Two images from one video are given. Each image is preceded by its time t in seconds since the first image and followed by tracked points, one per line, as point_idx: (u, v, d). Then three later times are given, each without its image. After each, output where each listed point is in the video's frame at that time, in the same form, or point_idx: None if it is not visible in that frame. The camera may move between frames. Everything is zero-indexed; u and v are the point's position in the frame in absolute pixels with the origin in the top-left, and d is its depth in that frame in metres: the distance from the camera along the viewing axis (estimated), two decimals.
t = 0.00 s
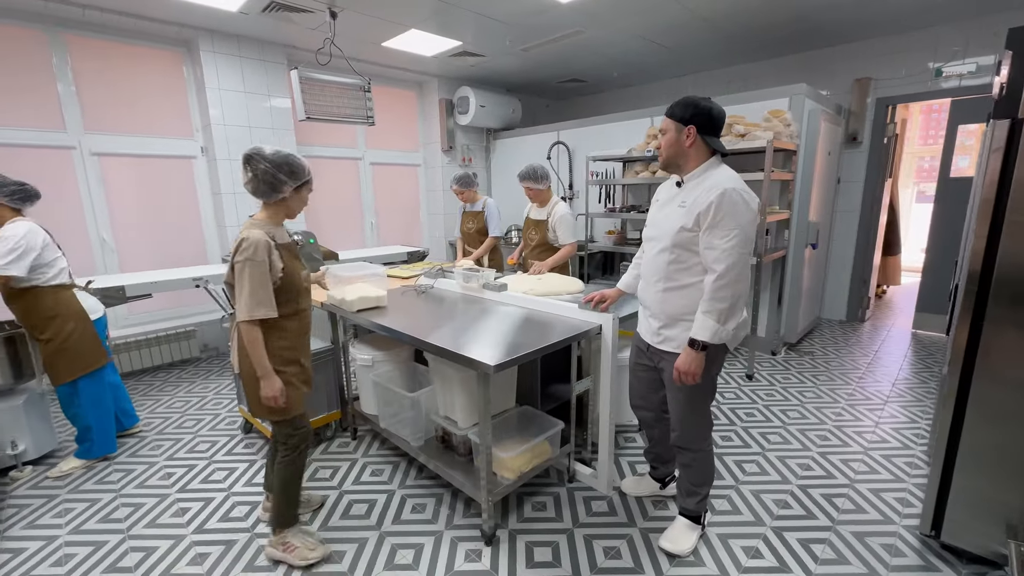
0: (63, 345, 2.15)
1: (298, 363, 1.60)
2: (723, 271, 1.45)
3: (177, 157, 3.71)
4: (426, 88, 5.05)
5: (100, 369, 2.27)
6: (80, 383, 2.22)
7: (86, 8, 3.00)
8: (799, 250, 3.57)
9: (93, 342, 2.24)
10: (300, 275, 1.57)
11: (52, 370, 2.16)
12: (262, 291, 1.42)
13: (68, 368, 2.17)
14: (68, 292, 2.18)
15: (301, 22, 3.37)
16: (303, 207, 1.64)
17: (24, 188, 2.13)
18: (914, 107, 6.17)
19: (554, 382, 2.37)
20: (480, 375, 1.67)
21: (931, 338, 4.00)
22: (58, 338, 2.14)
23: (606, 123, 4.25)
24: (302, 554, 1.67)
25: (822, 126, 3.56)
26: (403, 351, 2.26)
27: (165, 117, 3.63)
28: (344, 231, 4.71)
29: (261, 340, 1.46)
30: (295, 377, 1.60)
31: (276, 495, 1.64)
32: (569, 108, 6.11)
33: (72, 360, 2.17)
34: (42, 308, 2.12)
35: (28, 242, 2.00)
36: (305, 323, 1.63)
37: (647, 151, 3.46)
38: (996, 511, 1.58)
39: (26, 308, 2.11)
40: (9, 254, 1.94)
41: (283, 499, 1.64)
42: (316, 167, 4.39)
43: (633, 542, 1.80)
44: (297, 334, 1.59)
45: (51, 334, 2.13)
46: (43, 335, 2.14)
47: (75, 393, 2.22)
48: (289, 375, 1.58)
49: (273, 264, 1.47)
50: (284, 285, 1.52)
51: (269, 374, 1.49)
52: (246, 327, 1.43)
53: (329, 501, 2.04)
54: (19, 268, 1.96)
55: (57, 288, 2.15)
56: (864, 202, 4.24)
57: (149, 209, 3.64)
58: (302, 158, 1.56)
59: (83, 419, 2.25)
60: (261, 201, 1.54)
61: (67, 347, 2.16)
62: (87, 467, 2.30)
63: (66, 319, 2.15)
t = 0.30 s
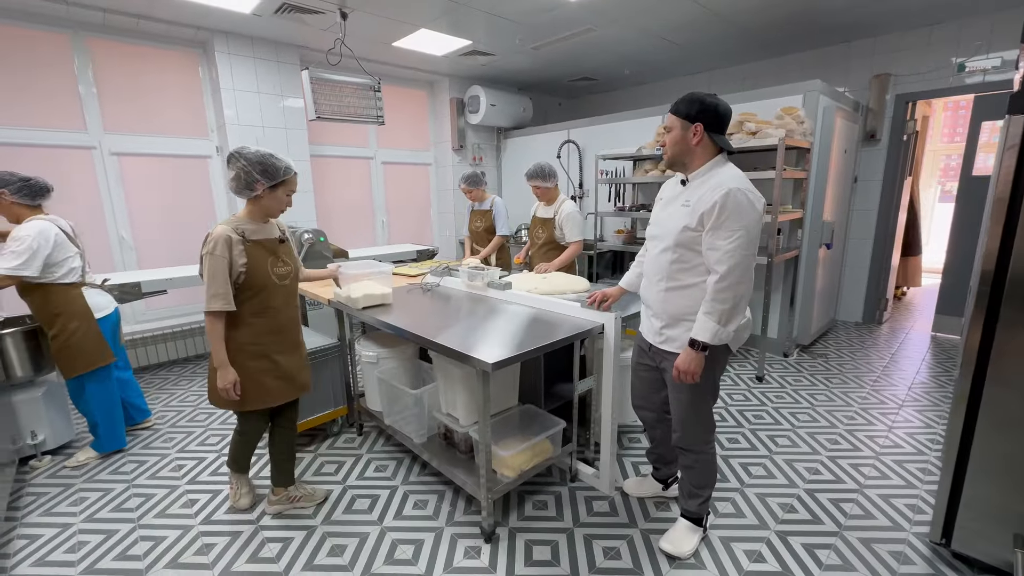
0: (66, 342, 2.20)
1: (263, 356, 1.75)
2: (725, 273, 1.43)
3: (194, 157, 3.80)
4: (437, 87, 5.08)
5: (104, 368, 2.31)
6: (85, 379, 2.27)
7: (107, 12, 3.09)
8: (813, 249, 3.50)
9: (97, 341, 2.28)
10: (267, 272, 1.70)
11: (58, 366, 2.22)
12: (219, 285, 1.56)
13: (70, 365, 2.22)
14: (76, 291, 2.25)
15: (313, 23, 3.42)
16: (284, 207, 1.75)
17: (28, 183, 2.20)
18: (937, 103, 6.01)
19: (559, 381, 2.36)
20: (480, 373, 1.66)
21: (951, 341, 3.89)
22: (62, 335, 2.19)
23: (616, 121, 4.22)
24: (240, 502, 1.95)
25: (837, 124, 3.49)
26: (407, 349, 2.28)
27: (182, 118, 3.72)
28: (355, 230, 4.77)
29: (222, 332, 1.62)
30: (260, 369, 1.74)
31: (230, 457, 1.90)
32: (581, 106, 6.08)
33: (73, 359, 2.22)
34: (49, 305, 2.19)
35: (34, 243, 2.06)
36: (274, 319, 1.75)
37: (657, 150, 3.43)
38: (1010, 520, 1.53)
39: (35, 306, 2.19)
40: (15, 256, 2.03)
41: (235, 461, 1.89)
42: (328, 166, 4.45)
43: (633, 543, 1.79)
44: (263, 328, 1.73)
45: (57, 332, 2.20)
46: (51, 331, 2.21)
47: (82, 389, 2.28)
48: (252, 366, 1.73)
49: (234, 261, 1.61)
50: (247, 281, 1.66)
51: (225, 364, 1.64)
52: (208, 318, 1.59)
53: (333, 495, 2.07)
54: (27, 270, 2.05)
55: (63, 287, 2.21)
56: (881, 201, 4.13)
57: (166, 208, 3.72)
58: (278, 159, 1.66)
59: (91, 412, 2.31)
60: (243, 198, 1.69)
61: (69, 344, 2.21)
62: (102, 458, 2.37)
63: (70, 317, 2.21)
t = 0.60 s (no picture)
0: (78, 335, 2.22)
1: (234, 351, 1.78)
2: (744, 272, 1.40)
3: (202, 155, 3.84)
4: (444, 85, 5.08)
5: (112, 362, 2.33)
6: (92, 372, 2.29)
7: (116, 11, 3.12)
8: (822, 247, 3.45)
9: (108, 334, 2.29)
10: (235, 269, 1.71)
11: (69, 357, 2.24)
12: (184, 280, 1.61)
13: (80, 357, 2.23)
14: (91, 284, 2.27)
15: (319, 21, 3.43)
16: (256, 205, 1.74)
17: (46, 178, 2.22)
18: (952, 99, 5.90)
19: (562, 378, 2.35)
20: (482, 368, 1.65)
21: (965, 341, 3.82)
22: (73, 328, 2.21)
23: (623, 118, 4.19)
24: (244, 493, 1.99)
25: (848, 119, 3.43)
26: (411, 344, 2.28)
27: (190, 116, 3.76)
28: (361, 227, 4.79)
29: (190, 326, 1.67)
30: (231, 363, 1.79)
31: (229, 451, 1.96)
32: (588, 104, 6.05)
33: (84, 351, 2.24)
34: (63, 296, 2.21)
35: (52, 234, 2.10)
36: (246, 315, 1.78)
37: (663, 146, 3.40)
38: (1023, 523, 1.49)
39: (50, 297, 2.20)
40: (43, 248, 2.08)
41: (234, 455, 1.95)
42: (333, 163, 4.47)
43: (635, 541, 1.78)
44: (233, 323, 1.76)
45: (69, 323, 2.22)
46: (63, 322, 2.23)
47: (89, 380, 2.30)
48: (223, 360, 1.77)
49: (201, 257, 1.65)
50: (216, 278, 1.69)
51: (192, 358, 1.68)
52: (176, 312, 1.64)
53: (336, 490, 2.07)
54: (56, 261, 2.10)
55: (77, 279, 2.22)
56: (893, 198, 4.06)
57: (175, 206, 3.77)
58: (246, 156, 1.66)
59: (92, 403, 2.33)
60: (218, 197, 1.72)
61: (80, 336, 2.22)
62: (110, 451, 2.40)
63: (81, 310, 2.23)
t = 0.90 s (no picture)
0: (93, 320, 2.24)
1: (213, 341, 1.80)
2: (768, 262, 1.36)
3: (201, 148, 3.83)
4: (444, 78, 5.05)
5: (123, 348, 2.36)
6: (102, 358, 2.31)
7: (115, 3, 3.11)
8: (824, 242, 3.42)
9: (121, 321, 2.33)
10: (213, 259, 1.73)
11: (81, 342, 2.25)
12: (161, 271, 1.63)
13: (95, 342, 2.26)
14: (110, 272, 2.31)
15: (318, 13, 3.41)
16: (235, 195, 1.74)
17: (62, 169, 2.23)
18: (957, 93, 5.85)
19: (560, 371, 2.34)
20: (480, 360, 1.63)
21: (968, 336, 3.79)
22: (89, 313, 2.23)
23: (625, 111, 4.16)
24: (241, 483, 2.00)
25: (852, 112, 3.40)
26: (409, 336, 2.26)
27: (190, 110, 3.75)
28: (362, 222, 4.78)
29: (168, 316, 1.70)
30: (212, 352, 1.81)
31: (223, 442, 1.98)
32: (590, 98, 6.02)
33: (97, 336, 2.26)
34: (81, 283, 2.24)
35: (80, 220, 2.16)
36: (225, 305, 1.79)
37: (665, 139, 3.38)
38: None
39: (67, 282, 2.23)
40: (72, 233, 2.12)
41: (228, 446, 1.97)
42: (333, 157, 4.46)
43: (633, 534, 1.77)
44: (212, 313, 1.78)
45: (85, 309, 2.24)
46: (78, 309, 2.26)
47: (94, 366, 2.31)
48: (203, 349, 1.79)
49: (178, 248, 1.67)
50: (193, 268, 1.71)
51: (169, 347, 1.71)
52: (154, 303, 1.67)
53: (333, 482, 2.06)
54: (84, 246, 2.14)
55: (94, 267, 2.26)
56: (897, 192, 4.02)
57: (175, 200, 3.77)
58: (219, 145, 1.67)
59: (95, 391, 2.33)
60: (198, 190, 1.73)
61: (95, 322, 2.25)
62: (108, 443, 2.40)
63: (99, 296, 2.26)
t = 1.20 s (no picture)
0: (108, 318, 2.29)
1: (207, 341, 1.80)
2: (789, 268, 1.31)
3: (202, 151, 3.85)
4: (445, 82, 5.08)
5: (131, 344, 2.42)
6: (112, 355, 2.35)
7: (117, 6, 3.13)
8: (823, 246, 3.42)
9: (134, 319, 2.40)
10: (205, 260, 1.73)
11: (92, 341, 2.28)
12: (153, 272, 1.64)
13: (110, 340, 2.32)
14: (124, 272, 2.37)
15: (319, 17, 3.43)
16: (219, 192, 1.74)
17: (81, 173, 2.25)
18: (956, 99, 5.87)
19: (558, 375, 2.34)
20: (477, 363, 1.63)
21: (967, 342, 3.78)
22: (107, 312, 2.29)
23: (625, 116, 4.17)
24: (238, 485, 2.00)
25: (850, 117, 3.41)
26: (407, 339, 2.26)
27: (191, 112, 3.77)
28: (362, 225, 4.80)
29: (163, 316, 1.71)
30: (207, 352, 1.81)
31: (218, 444, 1.98)
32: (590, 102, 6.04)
33: (110, 334, 2.31)
34: (95, 283, 2.27)
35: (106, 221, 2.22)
36: (218, 306, 1.79)
37: (664, 143, 3.39)
38: None
39: (81, 282, 2.26)
40: (99, 234, 2.18)
41: (224, 448, 1.97)
42: (333, 160, 4.47)
43: (629, 538, 1.76)
44: (206, 314, 1.78)
45: (100, 307, 2.28)
46: (89, 308, 2.29)
47: (103, 363, 2.34)
48: (198, 350, 1.79)
49: (170, 250, 1.67)
50: (186, 269, 1.72)
51: (166, 347, 1.72)
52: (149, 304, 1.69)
53: (329, 486, 2.06)
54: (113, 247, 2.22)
55: (112, 267, 2.31)
56: (896, 197, 4.03)
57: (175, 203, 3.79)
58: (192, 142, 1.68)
59: (107, 390, 2.37)
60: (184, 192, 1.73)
61: (113, 320, 2.30)
62: (105, 444, 2.40)
63: (116, 295, 2.31)
